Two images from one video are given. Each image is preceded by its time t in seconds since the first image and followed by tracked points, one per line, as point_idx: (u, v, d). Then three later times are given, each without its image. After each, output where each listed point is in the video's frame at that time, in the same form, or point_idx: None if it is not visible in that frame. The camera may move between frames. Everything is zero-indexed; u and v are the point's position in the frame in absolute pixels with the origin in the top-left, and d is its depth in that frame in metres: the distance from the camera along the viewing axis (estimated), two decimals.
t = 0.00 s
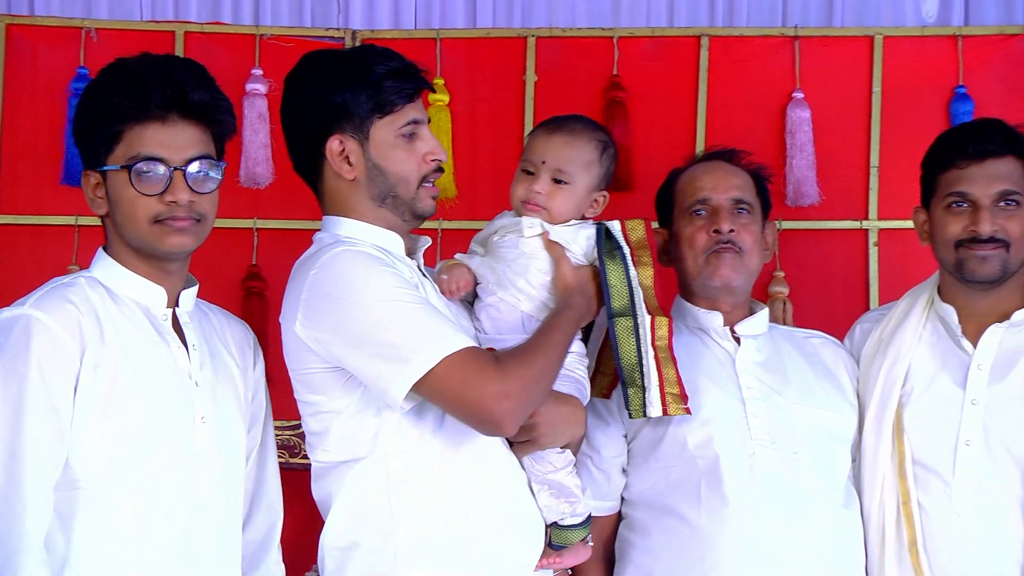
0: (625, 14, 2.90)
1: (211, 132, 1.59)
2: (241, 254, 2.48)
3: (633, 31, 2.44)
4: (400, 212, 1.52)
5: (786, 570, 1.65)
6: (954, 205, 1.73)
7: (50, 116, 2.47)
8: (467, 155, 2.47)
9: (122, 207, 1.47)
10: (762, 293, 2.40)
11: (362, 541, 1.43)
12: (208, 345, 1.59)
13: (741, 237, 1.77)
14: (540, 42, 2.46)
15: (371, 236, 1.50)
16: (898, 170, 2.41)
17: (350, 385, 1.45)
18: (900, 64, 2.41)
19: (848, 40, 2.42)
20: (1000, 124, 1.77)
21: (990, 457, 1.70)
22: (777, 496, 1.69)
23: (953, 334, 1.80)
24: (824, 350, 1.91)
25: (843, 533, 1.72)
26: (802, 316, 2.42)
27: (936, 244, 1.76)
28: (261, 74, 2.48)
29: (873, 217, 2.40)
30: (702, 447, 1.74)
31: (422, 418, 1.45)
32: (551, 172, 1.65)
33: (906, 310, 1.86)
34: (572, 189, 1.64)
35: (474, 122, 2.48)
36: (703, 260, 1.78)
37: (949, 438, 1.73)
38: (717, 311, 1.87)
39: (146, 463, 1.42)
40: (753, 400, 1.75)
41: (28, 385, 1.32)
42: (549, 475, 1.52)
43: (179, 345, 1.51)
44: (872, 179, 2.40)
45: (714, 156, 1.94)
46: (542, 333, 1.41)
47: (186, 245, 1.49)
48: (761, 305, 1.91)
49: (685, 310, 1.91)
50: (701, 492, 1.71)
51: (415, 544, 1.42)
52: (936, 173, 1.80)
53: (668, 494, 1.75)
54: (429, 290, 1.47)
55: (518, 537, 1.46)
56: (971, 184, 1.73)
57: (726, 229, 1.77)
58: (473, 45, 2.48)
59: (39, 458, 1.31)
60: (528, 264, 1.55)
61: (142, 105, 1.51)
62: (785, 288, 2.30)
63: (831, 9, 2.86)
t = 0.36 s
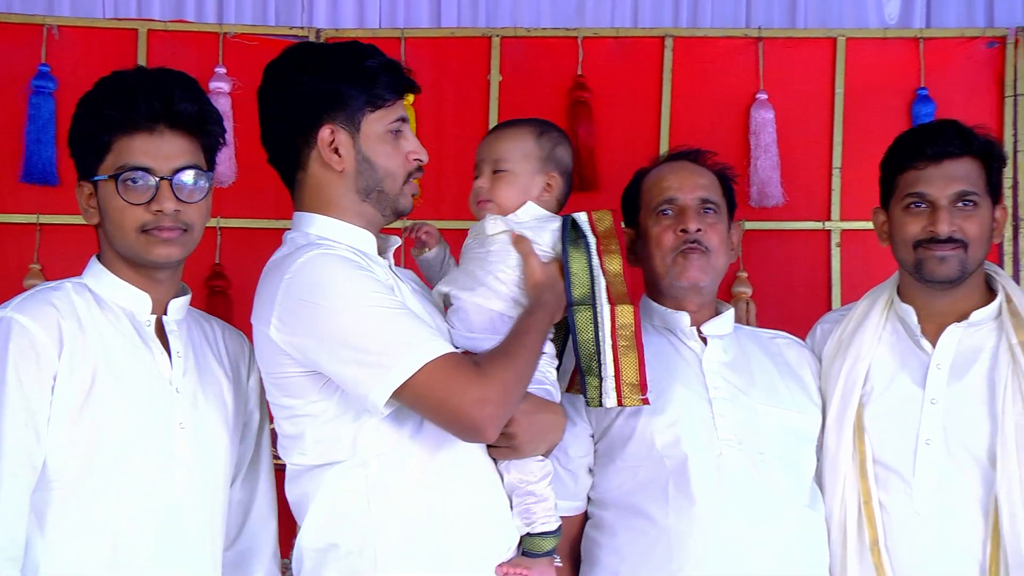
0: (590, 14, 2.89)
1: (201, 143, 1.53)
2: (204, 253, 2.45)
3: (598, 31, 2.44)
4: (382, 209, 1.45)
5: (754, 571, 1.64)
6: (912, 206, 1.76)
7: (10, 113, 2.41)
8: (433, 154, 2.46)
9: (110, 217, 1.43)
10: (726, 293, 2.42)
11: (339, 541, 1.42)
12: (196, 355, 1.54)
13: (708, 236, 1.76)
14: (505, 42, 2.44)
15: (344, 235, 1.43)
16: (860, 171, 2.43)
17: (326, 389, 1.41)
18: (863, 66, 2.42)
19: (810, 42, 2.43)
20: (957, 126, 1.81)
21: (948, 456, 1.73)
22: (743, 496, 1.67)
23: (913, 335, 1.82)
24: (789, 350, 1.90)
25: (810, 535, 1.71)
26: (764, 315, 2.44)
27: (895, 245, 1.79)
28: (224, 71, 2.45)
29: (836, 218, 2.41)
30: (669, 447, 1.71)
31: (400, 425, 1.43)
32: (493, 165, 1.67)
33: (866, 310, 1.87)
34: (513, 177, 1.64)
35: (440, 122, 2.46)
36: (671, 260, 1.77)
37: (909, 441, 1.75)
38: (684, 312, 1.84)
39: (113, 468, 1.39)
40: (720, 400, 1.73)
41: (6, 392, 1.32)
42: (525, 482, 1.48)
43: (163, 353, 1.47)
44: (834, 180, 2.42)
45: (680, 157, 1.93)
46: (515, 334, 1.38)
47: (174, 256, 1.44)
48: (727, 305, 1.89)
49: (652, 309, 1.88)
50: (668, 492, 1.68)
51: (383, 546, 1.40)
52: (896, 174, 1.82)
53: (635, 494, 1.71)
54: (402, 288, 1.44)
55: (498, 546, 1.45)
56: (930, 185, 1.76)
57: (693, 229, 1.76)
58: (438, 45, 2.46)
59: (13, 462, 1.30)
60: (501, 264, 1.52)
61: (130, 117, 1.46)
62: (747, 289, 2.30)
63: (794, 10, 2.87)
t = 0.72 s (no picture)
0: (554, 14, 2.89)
1: (153, 138, 1.53)
2: (166, 252, 2.45)
3: (562, 31, 2.44)
4: (360, 204, 1.38)
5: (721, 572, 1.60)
6: (875, 206, 1.76)
7: None
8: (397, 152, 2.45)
9: (61, 212, 1.41)
10: (689, 293, 2.41)
11: (310, 542, 1.33)
12: (148, 349, 1.53)
13: (675, 237, 1.76)
14: (470, 41, 2.44)
15: (322, 230, 1.34)
16: (822, 171, 2.44)
17: (299, 390, 1.32)
18: (826, 67, 2.44)
19: (773, 44, 2.44)
20: (919, 127, 1.81)
21: (913, 455, 1.73)
22: (709, 495, 1.64)
23: (877, 335, 1.83)
24: (754, 349, 1.90)
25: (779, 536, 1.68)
26: (726, 316, 2.45)
27: (859, 245, 1.79)
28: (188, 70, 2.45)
29: (799, 219, 2.43)
30: (637, 446, 1.68)
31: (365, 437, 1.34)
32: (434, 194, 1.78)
33: (831, 309, 1.88)
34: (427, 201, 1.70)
35: (404, 120, 2.46)
36: (638, 261, 1.76)
37: (873, 440, 1.75)
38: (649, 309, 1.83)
39: (65, 465, 1.38)
40: (686, 399, 1.71)
41: None
42: (494, 487, 1.46)
43: (114, 348, 1.47)
44: (798, 181, 2.43)
45: (647, 157, 1.93)
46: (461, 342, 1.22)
47: (126, 251, 1.44)
48: (694, 305, 1.88)
49: (616, 306, 1.86)
50: (633, 490, 1.64)
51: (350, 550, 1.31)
52: (859, 174, 1.83)
53: (601, 492, 1.67)
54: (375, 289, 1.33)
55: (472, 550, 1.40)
56: (892, 185, 1.76)
57: (660, 229, 1.76)
58: (402, 45, 2.45)
59: None
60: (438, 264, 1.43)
61: (81, 111, 1.46)
62: (712, 288, 2.29)
63: (759, 12, 2.87)
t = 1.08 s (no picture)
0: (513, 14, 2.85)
1: (101, 133, 1.52)
2: (122, 250, 2.45)
3: (520, 31, 2.48)
4: (308, 202, 1.37)
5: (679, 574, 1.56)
6: (835, 207, 1.74)
7: None
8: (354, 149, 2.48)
9: (8, 207, 1.40)
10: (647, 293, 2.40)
11: (267, 542, 1.29)
12: (99, 345, 1.53)
13: (637, 236, 1.73)
14: (428, 40, 2.47)
15: (271, 229, 1.34)
16: (780, 173, 2.50)
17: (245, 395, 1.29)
18: (783, 67, 2.50)
19: (731, 46, 2.50)
20: (879, 128, 1.78)
21: (870, 455, 1.72)
22: (668, 495, 1.60)
23: (835, 335, 1.81)
24: (713, 349, 1.88)
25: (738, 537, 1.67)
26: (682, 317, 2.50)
27: (819, 245, 1.77)
28: (145, 68, 2.46)
29: (756, 220, 2.48)
30: (596, 445, 1.63)
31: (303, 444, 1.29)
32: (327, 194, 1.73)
33: (790, 309, 1.87)
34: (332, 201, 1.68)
35: (362, 120, 2.49)
36: (599, 260, 1.73)
37: (831, 440, 1.74)
38: (611, 309, 1.78)
39: (19, 464, 1.38)
40: (645, 399, 1.66)
41: None
42: (453, 489, 1.43)
43: (63, 345, 1.46)
44: (755, 181, 2.49)
45: (607, 157, 1.91)
46: (391, 357, 1.23)
47: (74, 246, 1.43)
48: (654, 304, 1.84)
49: (577, 306, 1.80)
50: (592, 490, 1.60)
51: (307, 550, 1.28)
52: (819, 176, 1.80)
53: (561, 492, 1.62)
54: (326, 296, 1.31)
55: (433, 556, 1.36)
56: (852, 186, 1.74)
57: (622, 229, 1.73)
58: (361, 44, 2.48)
59: None
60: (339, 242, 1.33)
61: (26, 105, 1.45)
62: (669, 289, 2.29)
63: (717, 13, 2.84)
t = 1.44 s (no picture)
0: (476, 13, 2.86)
1: (55, 128, 1.52)
2: (84, 248, 2.45)
3: (483, 31, 2.48)
4: (241, 206, 1.37)
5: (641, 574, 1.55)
6: (798, 207, 1.72)
7: None
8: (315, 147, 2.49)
9: None
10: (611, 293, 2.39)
11: (216, 543, 1.27)
12: (54, 343, 1.52)
13: (605, 236, 1.72)
14: (391, 40, 2.47)
15: (207, 231, 1.36)
16: (742, 174, 2.52)
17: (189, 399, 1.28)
18: (745, 68, 2.52)
19: (695, 47, 2.52)
20: (842, 128, 1.77)
21: (833, 453, 1.72)
22: (630, 497, 1.58)
23: (800, 335, 1.81)
24: (677, 350, 1.87)
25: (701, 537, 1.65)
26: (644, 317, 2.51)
27: (782, 245, 1.75)
28: (107, 66, 2.46)
29: (718, 220, 2.50)
30: (560, 446, 1.61)
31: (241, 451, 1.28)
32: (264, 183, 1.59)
33: (754, 308, 1.87)
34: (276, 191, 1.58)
35: (325, 120, 2.49)
36: (566, 259, 1.72)
37: (796, 438, 1.73)
38: (576, 309, 1.77)
39: None
40: (610, 399, 1.65)
41: None
42: (410, 485, 1.39)
43: (18, 342, 1.44)
44: (717, 182, 2.50)
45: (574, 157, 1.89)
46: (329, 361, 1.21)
47: (29, 243, 1.42)
48: (619, 304, 1.84)
49: (543, 305, 1.79)
50: (555, 490, 1.58)
51: (257, 549, 1.26)
52: (782, 177, 1.78)
53: (523, 493, 1.61)
54: (269, 309, 1.30)
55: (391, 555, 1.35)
56: (816, 186, 1.72)
57: (590, 228, 1.72)
58: (323, 42, 2.47)
59: None
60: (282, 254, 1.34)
61: None
62: (632, 288, 2.29)
63: (679, 13, 2.85)
